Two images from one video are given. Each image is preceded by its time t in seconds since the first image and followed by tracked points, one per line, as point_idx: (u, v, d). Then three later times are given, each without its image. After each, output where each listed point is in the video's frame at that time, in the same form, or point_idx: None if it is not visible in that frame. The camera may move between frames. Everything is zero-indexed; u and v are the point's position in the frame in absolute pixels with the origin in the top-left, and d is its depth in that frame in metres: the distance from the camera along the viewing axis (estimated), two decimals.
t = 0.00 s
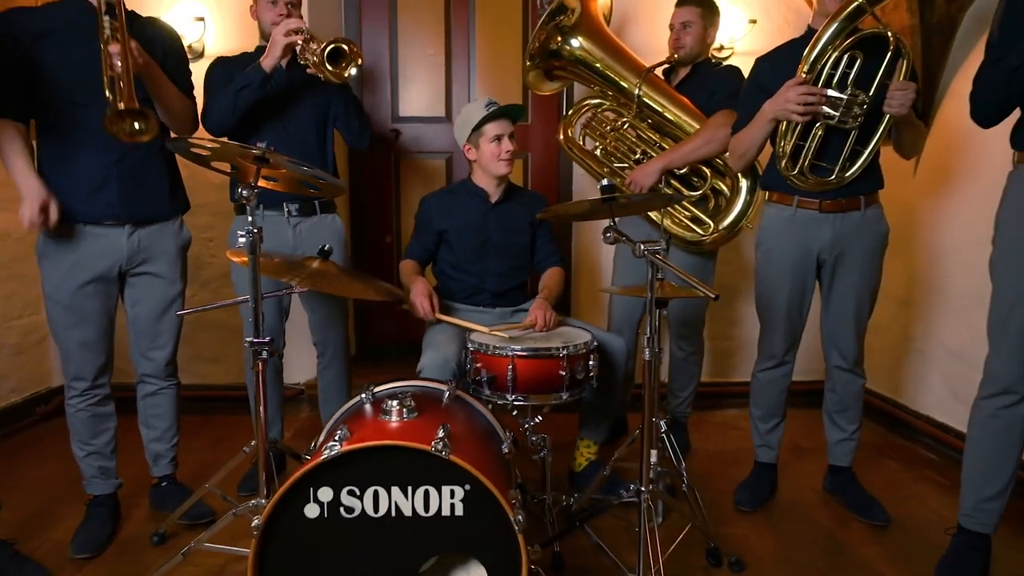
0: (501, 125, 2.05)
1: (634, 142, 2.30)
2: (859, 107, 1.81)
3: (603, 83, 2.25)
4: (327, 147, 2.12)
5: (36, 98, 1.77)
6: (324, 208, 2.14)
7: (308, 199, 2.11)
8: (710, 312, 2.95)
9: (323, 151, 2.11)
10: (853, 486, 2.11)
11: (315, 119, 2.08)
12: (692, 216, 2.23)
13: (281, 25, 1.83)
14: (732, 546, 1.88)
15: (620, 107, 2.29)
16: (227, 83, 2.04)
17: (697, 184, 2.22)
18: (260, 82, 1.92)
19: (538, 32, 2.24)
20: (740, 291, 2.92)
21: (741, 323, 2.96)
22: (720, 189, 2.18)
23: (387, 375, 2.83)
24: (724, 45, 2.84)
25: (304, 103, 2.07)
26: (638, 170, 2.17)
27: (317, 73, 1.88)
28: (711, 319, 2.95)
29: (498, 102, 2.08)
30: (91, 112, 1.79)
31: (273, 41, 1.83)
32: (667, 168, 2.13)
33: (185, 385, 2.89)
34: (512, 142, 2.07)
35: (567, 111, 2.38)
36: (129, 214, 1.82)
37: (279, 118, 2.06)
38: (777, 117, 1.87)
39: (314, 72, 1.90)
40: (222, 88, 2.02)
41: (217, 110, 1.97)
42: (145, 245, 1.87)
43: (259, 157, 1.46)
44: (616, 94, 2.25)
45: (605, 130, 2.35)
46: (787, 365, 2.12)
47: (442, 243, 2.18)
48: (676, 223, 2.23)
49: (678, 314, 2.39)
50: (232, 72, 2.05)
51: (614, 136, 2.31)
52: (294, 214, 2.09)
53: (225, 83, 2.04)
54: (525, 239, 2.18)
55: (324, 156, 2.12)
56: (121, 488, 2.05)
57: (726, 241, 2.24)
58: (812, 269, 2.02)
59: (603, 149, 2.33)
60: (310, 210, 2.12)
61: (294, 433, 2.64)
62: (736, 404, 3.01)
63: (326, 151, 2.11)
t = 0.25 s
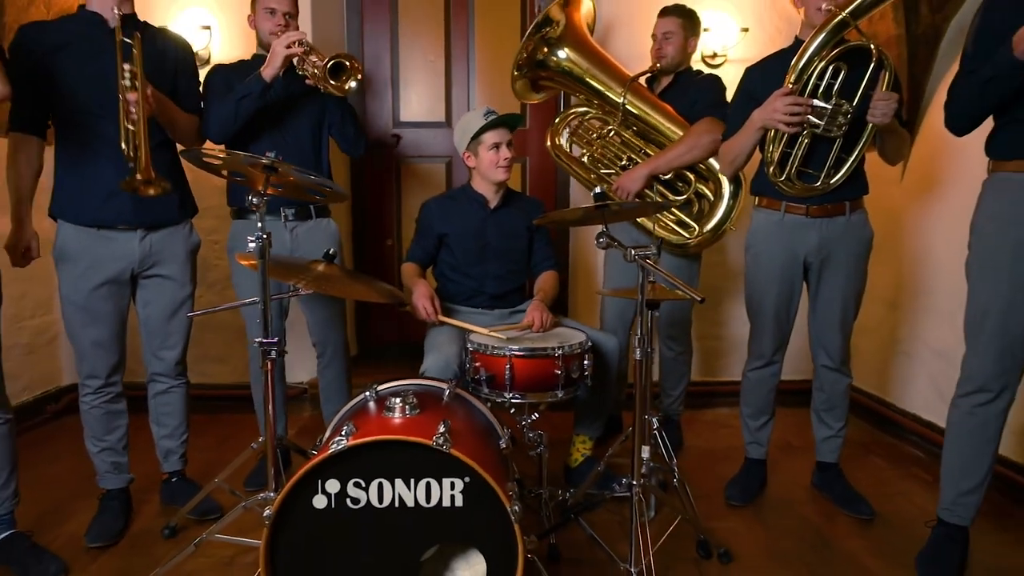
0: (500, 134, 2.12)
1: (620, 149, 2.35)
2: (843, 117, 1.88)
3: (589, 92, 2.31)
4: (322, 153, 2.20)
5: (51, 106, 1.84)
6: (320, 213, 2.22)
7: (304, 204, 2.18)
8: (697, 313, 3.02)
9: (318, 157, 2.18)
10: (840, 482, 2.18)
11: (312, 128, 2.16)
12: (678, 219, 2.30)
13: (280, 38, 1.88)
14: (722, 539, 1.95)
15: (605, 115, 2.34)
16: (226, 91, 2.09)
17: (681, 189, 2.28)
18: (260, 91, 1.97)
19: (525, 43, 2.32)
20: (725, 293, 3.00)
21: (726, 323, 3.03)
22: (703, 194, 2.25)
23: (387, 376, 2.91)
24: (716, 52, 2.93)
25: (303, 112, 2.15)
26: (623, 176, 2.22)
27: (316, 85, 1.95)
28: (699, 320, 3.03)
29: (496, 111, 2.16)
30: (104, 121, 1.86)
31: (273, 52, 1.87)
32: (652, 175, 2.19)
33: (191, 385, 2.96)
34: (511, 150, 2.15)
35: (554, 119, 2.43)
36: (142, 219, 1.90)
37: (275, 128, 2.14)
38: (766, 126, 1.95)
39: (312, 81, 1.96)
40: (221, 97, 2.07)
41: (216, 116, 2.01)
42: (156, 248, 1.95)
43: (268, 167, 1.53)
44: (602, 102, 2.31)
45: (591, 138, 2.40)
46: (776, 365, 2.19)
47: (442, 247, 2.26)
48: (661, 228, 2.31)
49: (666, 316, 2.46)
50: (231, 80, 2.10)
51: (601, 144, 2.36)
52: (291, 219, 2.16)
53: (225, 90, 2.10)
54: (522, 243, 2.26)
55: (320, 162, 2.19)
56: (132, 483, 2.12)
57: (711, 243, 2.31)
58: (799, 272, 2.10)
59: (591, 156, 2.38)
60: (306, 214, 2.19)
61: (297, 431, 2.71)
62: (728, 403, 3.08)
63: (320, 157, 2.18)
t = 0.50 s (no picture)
0: (502, 145, 2.20)
1: (602, 156, 2.42)
2: (828, 128, 1.97)
3: (572, 101, 2.37)
4: (324, 162, 2.29)
5: (68, 117, 1.92)
6: (322, 219, 2.30)
7: (307, 210, 2.26)
8: (680, 314, 3.11)
9: (320, 166, 2.27)
10: (828, 478, 2.26)
11: (317, 138, 2.26)
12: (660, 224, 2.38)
13: (286, 52, 1.95)
14: (713, 531, 2.03)
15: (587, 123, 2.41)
16: (234, 104, 2.19)
17: (663, 195, 2.37)
18: (268, 104, 2.04)
19: (509, 53, 2.37)
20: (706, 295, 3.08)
21: (713, 322, 3.12)
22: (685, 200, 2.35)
23: (391, 375, 2.99)
24: (711, 61, 3.01)
25: (307, 122, 2.24)
26: (608, 183, 2.30)
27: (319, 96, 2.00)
28: (682, 321, 3.11)
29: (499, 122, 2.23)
30: (122, 131, 1.95)
31: (279, 66, 1.94)
32: (637, 182, 2.26)
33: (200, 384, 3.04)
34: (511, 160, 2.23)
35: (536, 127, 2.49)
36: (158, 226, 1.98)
37: (281, 138, 2.22)
38: (755, 136, 2.03)
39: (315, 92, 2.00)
40: (230, 109, 2.17)
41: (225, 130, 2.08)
42: (170, 253, 2.03)
43: (280, 178, 1.60)
44: (585, 111, 2.38)
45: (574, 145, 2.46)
46: (767, 365, 2.27)
47: (444, 251, 2.34)
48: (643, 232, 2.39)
49: (656, 319, 2.55)
50: (238, 95, 2.20)
51: (584, 151, 2.43)
52: (294, 225, 2.25)
53: (233, 104, 2.20)
54: (522, 247, 2.34)
55: (323, 166, 2.29)
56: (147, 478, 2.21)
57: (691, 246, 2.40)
58: (788, 276, 2.18)
59: (574, 163, 2.44)
60: (308, 220, 2.27)
61: (304, 429, 2.80)
62: (723, 402, 3.17)
63: (321, 165, 2.28)
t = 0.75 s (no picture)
0: (500, 154, 2.27)
1: (593, 162, 2.49)
2: (819, 134, 2.03)
3: (564, 109, 2.43)
4: (334, 167, 2.37)
5: (85, 126, 1.99)
6: (335, 222, 2.37)
7: (320, 215, 2.33)
8: (669, 315, 3.17)
9: (332, 171, 2.35)
10: (820, 473, 2.33)
11: (323, 144, 2.32)
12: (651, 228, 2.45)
13: (295, 62, 2.02)
14: (708, 525, 2.10)
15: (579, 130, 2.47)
16: (248, 112, 2.28)
17: (654, 200, 2.44)
18: (280, 113, 2.12)
19: (501, 62, 2.39)
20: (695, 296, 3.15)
21: (704, 321, 3.19)
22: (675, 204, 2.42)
23: (396, 375, 3.06)
24: (708, 66, 3.07)
25: (316, 129, 2.31)
26: (603, 189, 2.36)
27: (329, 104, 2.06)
28: (672, 322, 3.18)
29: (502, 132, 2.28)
30: (136, 140, 2.02)
31: (291, 76, 2.02)
32: (631, 187, 2.33)
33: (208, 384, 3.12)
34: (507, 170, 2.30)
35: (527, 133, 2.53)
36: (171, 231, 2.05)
37: (294, 143, 2.29)
38: (748, 142, 2.09)
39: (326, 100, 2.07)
40: (244, 118, 2.26)
41: (244, 138, 2.17)
42: (183, 257, 2.10)
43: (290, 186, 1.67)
44: (577, 119, 2.44)
45: (565, 151, 2.52)
46: (760, 363, 2.34)
47: (447, 254, 2.41)
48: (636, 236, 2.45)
49: (649, 320, 2.60)
50: (252, 103, 2.29)
51: (575, 157, 2.49)
52: (308, 229, 2.32)
53: (247, 112, 2.28)
54: (523, 250, 2.41)
55: (334, 174, 2.36)
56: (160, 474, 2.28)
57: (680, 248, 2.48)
58: (781, 277, 2.25)
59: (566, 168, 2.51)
60: (322, 224, 2.34)
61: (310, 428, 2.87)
62: (720, 400, 3.23)
63: (332, 172, 2.35)
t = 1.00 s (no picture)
0: (497, 167, 2.34)
1: (590, 167, 2.55)
2: (806, 141, 2.11)
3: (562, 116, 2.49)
4: (348, 172, 2.44)
5: (98, 133, 2.06)
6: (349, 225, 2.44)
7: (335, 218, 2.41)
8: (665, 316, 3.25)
9: (346, 176, 2.42)
10: (809, 469, 2.40)
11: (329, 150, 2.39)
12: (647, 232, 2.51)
13: (310, 73, 2.11)
14: (700, 519, 2.17)
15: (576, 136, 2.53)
16: (262, 121, 2.35)
17: (650, 204, 2.51)
18: (294, 122, 2.21)
19: (502, 69, 2.46)
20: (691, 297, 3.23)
21: (698, 322, 3.26)
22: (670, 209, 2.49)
23: (397, 374, 3.13)
24: (702, 73, 3.14)
25: (328, 136, 2.39)
26: (601, 192, 2.43)
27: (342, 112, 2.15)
28: (669, 322, 3.25)
29: (502, 143, 2.33)
30: (148, 147, 2.09)
31: (306, 86, 2.09)
32: (628, 190, 2.40)
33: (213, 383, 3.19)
34: (503, 182, 2.37)
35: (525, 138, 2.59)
36: (181, 235, 2.12)
37: (309, 149, 2.37)
38: (738, 148, 2.16)
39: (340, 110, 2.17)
40: (258, 127, 2.33)
41: (260, 146, 2.25)
42: (192, 260, 2.17)
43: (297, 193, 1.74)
44: (574, 125, 2.50)
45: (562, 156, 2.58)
46: (751, 363, 2.41)
47: (448, 256, 2.49)
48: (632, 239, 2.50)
49: (644, 320, 2.69)
50: (266, 110, 2.36)
51: (573, 162, 2.55)
52: (322, 231, 2.39)
53: (261, 121, 2.36)
54: (521, 253, 2.48)
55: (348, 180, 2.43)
56: (169, 470, 2.35)
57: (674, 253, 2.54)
58: (771, 279, 2.32)
59: (563, 173, 2.56)
60: (337, 226, 2.42)
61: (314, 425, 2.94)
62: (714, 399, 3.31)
63: (347, 176, 2.42)
